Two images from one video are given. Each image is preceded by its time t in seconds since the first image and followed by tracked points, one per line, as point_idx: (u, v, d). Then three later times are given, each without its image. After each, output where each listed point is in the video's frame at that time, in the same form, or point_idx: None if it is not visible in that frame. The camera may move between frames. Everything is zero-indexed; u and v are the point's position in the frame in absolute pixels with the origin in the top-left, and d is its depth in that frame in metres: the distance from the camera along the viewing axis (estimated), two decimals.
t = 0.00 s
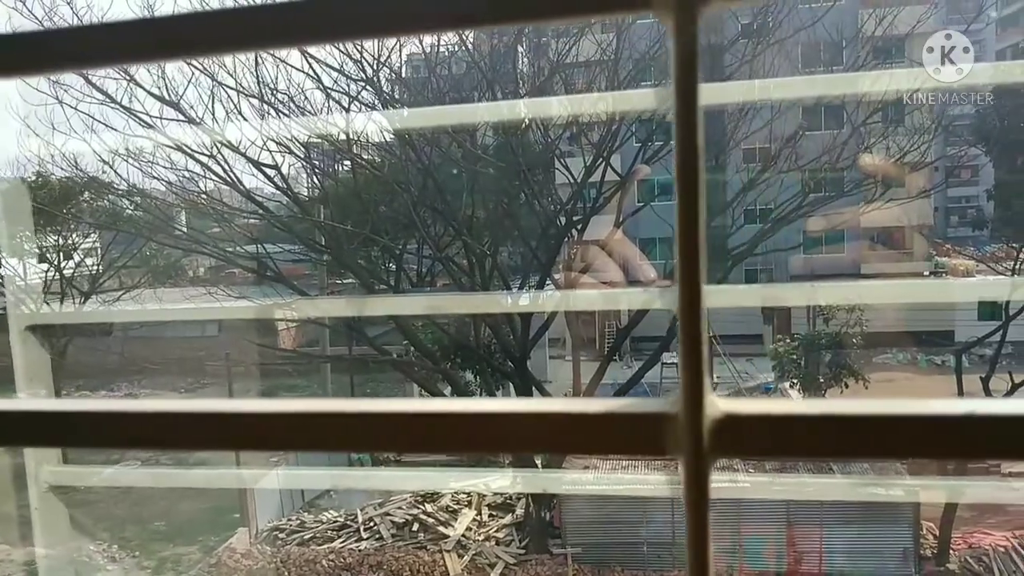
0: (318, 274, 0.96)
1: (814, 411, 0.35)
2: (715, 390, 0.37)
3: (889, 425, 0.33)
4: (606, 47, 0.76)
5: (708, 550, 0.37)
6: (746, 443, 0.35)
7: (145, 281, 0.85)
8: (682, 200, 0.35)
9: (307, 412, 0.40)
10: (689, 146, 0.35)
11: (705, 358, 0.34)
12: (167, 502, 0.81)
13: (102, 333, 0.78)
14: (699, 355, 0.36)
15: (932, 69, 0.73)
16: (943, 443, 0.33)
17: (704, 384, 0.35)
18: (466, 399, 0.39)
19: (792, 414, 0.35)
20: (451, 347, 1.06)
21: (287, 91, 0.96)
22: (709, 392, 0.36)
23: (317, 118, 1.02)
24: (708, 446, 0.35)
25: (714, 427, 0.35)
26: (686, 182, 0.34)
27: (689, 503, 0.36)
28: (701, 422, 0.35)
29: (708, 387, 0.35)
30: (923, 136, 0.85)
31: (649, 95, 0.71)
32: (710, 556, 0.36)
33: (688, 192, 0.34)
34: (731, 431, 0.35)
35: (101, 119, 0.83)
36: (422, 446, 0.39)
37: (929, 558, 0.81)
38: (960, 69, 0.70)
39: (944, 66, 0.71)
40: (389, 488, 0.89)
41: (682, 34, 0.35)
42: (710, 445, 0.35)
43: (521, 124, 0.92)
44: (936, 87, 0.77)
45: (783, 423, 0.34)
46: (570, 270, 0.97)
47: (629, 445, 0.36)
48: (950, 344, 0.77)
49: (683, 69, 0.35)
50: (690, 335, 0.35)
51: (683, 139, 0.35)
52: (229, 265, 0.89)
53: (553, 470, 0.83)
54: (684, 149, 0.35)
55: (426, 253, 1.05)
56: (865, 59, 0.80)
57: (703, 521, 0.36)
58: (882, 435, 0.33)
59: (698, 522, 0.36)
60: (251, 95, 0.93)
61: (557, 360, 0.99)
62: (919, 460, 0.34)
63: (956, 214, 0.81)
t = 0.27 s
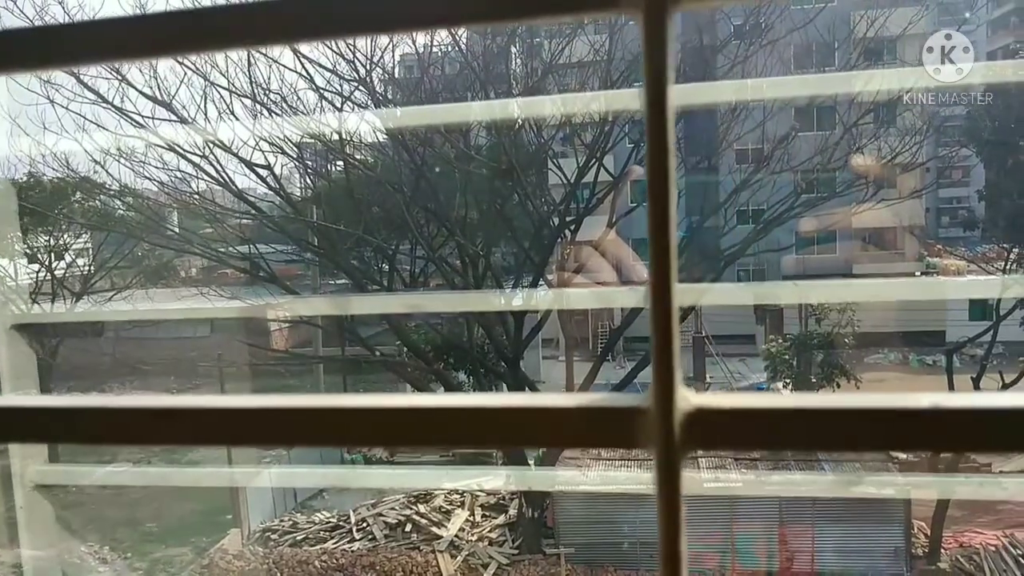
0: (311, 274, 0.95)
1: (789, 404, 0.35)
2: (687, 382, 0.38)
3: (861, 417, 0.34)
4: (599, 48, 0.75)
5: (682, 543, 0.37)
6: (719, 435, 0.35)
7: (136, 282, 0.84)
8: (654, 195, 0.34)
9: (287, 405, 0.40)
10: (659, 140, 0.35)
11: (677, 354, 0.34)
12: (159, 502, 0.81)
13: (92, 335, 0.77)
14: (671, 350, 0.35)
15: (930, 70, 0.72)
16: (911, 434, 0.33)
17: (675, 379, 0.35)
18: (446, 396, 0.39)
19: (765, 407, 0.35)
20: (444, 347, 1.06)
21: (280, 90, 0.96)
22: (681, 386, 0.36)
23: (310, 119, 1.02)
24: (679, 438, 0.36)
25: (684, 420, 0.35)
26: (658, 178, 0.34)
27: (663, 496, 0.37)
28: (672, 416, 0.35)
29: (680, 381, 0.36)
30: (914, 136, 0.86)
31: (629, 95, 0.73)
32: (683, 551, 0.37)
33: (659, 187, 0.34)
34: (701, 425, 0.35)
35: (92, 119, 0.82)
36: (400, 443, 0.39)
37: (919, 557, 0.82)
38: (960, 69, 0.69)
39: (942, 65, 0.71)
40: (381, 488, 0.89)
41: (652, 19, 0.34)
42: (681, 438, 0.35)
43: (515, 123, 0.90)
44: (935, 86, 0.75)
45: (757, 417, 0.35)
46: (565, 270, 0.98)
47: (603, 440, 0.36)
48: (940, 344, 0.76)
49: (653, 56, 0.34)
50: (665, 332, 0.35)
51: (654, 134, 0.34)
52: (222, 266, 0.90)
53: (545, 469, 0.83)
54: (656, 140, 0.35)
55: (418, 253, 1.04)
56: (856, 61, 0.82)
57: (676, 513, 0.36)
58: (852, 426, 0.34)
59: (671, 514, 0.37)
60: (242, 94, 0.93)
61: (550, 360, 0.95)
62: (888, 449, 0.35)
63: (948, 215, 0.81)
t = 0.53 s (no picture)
0: (299, 275, 0.94)
1: (742, 403, 0.40)
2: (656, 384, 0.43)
3: (807, 415, 0.39)
4: (586, 49, 0.74)
5: (645, 528, 0.43)
6: (678, 431, 0.41)
7: (122, 283, 0.85)
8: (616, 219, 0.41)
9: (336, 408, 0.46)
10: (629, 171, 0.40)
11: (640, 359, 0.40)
12: (147, 505, 0.81)
13: (79, 336, 0.78)
14: (637, 355, 0.41)
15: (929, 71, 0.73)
16: (852, 428, 0.39)
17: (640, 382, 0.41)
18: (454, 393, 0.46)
19: (721, 407, 0.40)
20: (432, 348, 1.05)
21: (267, 92, 0.96)
22: (646, 386, 0.41)
23: (298, 120, 1.01)
24: (643, 435, 0.41)
25: (649, 418, 0.41)
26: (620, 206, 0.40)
27: (630, 494, 0.42)
28: (637, 416, 0.41)
29: (645, 383, 0.41)
30: (899, 138, 0.86)
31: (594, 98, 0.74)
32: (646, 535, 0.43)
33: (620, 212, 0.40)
34: (666, 422, 0.41)
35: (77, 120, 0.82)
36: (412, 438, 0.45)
37: (906, 555, 0.82)
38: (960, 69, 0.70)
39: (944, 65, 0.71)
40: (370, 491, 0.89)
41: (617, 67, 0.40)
42: (645, 435, 0.41)
43: (503, 124, 0.90)
44: (920, 85, 0.77)
45: (714, 416, 0.40)
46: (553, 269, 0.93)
47: (574, 436, 0.42)
48: (925, 343, 0.78)
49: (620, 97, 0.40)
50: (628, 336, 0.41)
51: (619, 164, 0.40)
52: (209, 268, 0.89)
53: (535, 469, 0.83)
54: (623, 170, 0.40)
55: (406, 254, 1.03)
56: (842, 62, 0.81)
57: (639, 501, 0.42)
58: (801, 423, 0.39)
59: (634, 503, 0.42)
60: (229, 95, 0.94)
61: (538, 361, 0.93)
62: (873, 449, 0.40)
63: (932, 216, 0.82)
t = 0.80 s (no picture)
0: (287, 280, 0.92)
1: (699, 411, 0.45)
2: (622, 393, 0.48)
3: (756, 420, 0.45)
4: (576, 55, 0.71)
5: (612, 525, 0.48)
6: (643, 436, 0.45)
7: (110, 288, 0.84)
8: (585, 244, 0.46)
9: (345, 413, 0.49)
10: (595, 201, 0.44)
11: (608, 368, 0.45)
12: (135, 511, 0.81)
13: (65, 342, 0.79)
14: (604, 363, 0.46)
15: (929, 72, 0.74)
16: (796, 431, 0.44)
17: (607, 392, 0.45)
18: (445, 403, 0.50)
19: (680, 414, 0.45)
20: (422, 352, 1.01)
21: (256, 96, 0.95)
22: (614, 394, 0.46)
23: (286, 125, 1.02)
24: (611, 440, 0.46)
25: (617, 424, 0.45)
26: (588, 234, 0.45)
27: (598, 495, 0.47)
28: (604, 421, 0.45)
29: (612, 393, 0.46)
30: (887, 143, 0.87)
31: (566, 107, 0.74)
32: (613, 531, 0.48)
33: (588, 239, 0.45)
34: (631, 428, 0.45)
35: (63, 125, 0.83)
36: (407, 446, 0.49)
37: (895, 558, 0.82)
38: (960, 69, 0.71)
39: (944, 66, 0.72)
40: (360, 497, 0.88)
41: (582, 106, 0.45)
42: (613, 440, 0.46)
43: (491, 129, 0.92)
44: (914, 90, 0.77)
45: (674, 423, 0.45)
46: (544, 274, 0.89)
47: (548, 440, 0.47)
48: (913, 347, 0.78)
49: (585, 135, 0.45)
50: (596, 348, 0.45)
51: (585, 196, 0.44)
52: (197, 273, 0.89)
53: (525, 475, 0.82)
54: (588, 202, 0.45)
55: (396, 259, 1.04)
56: (828, 68, 0.82)
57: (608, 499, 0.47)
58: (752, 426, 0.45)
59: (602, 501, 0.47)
60: (218, 100, 0.92)
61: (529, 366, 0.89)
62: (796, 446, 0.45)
63: (919, 220, 0.82)
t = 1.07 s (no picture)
0: (277, 283, 0.91)
1: (676, 411, 0.47)
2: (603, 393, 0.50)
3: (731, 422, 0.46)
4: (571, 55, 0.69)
5: (592, 527, 0.49)
6: (621, 437, 0.47)
7: (98, 290, 0.85)
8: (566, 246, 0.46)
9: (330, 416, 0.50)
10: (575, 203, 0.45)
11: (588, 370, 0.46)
12: (126, 511, 0.82)
13: (52, 342, 0.79)
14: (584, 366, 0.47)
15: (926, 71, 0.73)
16: (772, 432, 0.46)
17: (588, 392, 0.47)
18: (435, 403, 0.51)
19: (658, 414, 0.47)
20: (413, 354, 0.99)
21: (244, 96, 0.95)
22: (595, 395, 0.47)
23: (277, 126, 1.00)
24: (591, 442, 0.47)
25: (596, 424, 0.47)
26: (568, 237, 0.46)
27: (579, 497, 0.48)
28: (583, 423, 0.47)
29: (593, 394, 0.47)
30: (874, 146, 0.86)
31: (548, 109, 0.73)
32: (593, 530, 0.49)
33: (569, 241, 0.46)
34: (611, 428, 0.47)
35: (52, 126, 0.84)
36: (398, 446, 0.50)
37: (884, 558, 0.81)
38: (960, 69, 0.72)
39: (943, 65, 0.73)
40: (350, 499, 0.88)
41: (562, 106, 0.45)
42: (593, 441, 0.47)
43: (482, 129, 0.91)
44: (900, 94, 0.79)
45: (652, 423, 0.47)
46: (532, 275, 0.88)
47: (528, 442, 0.48)
48: (901, 349, 0.78)
49: (565, 139, 0.46)
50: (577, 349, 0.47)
51: (567, 198, 0.45)
52: (186, 274, 0.89)
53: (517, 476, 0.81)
54: (569, 204, 0.45)
55: (387, 260, 1.03)
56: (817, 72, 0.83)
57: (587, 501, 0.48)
58: (728, 428, 0.46)
59: (582, 502, 0.48)
60: (207, 100, 0.92)
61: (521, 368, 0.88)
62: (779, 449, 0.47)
63: (906, 222, 0.83)
